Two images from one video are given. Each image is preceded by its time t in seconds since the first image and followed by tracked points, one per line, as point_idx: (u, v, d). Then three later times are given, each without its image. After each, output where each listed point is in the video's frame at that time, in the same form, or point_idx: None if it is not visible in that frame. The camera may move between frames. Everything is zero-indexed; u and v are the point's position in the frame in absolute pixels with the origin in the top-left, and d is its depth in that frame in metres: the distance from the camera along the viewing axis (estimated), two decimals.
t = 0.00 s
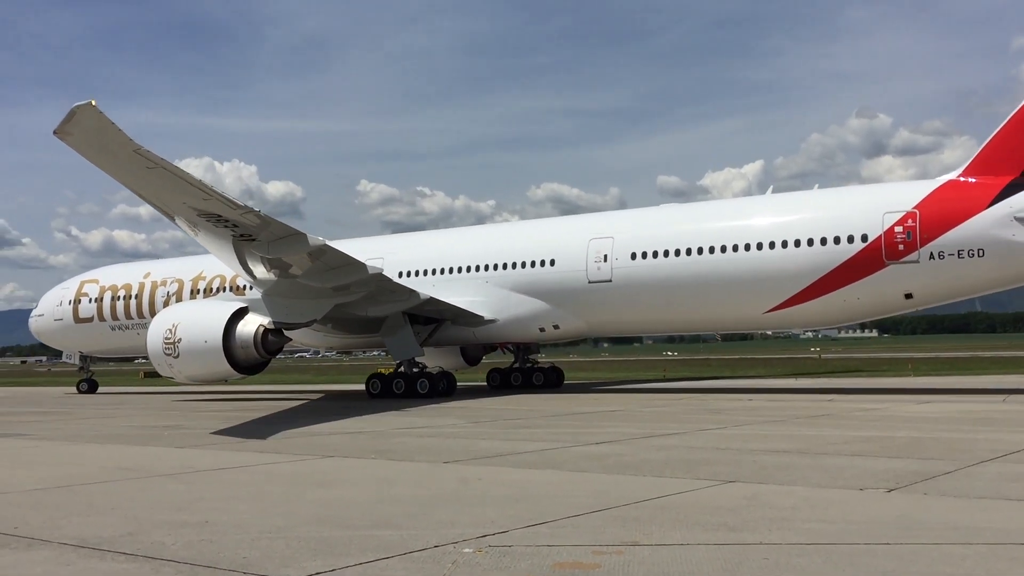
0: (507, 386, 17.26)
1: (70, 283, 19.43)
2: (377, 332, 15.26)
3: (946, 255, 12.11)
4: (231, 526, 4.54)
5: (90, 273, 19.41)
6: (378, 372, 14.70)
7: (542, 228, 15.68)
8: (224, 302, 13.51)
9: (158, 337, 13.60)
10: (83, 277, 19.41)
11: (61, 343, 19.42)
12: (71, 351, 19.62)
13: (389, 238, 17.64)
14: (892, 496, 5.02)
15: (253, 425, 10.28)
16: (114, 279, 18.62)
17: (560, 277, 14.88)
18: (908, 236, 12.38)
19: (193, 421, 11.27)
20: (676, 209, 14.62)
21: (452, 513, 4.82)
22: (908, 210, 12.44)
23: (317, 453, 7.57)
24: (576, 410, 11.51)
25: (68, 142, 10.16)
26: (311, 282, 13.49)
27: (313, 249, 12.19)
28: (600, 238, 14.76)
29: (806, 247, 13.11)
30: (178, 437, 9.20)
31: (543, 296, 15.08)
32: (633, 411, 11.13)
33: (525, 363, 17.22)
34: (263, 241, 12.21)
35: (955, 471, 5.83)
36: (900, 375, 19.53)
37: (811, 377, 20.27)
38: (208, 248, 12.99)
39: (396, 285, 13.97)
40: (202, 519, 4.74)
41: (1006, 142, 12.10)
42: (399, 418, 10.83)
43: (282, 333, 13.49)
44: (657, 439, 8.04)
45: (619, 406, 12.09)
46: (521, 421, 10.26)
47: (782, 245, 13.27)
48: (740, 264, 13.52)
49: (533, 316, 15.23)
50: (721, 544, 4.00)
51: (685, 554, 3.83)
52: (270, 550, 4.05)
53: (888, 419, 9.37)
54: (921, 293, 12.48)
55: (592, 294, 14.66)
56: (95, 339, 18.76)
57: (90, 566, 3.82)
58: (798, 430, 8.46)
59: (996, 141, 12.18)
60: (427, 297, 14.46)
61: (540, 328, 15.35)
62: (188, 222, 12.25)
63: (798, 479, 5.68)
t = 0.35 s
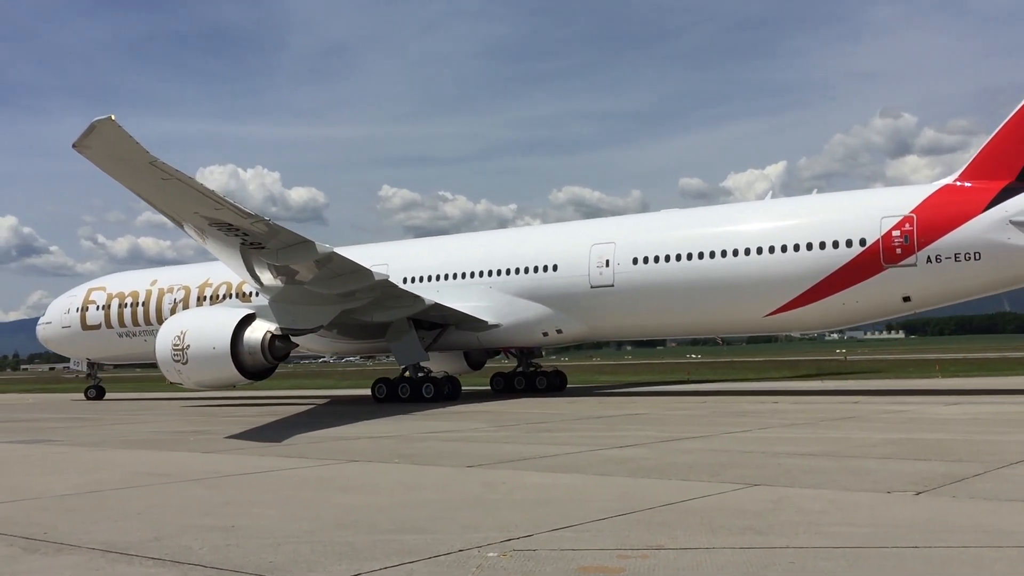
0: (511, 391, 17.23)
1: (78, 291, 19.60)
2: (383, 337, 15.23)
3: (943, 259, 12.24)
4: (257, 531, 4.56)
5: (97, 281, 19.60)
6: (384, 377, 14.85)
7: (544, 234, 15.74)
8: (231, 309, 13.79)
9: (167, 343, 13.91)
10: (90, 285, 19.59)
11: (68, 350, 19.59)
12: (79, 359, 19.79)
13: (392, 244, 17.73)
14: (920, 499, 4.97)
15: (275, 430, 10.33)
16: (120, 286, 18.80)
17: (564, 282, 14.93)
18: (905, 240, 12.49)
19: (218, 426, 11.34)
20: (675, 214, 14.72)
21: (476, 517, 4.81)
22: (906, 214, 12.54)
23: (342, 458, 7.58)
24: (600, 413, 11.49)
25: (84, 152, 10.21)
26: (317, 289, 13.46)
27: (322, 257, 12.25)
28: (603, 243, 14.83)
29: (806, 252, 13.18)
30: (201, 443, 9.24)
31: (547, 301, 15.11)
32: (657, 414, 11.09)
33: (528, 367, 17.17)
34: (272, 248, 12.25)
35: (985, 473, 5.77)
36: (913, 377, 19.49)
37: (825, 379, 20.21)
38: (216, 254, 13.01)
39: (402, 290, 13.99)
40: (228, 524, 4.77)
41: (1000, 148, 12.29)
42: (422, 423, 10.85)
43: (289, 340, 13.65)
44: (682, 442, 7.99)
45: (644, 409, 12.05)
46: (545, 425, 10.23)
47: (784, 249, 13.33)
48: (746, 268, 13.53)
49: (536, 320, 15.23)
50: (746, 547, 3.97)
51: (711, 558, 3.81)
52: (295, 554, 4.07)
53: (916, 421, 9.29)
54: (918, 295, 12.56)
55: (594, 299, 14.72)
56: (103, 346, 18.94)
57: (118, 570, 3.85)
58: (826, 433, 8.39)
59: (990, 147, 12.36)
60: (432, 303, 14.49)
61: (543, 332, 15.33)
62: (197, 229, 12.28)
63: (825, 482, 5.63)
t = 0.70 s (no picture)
0: (511, 392, 17.23)
1: (80, 295, 19.74)
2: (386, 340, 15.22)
3: (938, 261, 12.41)
4: (279, 532, 4.60)
5: (100, 284, 19.74)
6: (387, 380, 14.85)
7: (543, 238, 15.73)
8: (236, 312, 13.92)
9: (173, 347, 14.05)
10: (93, 288, 19.74)
11: (71, 353, 19.69)
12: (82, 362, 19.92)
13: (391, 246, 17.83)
14: (944, 499, 4.93)
15: (291, 431, 10.37)
16: (124, 290, 18.94)
17: (564, 285, 14.94)
18: (900, 242, 12.62)
19: (236, 428, 11.41)
20: (675, 216, 14.81)
21: (496, 518, 4.82)
22: (901, 216, 12.67)
23: (363, 460, 7.61)
24: (620, 414, 11.48)
25: (100, 160, 10.31)
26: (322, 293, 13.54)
27: (328, 260, 12.34)
28: (604, 246, 14.84)
29: (803, 253, 13.29)
30: (219, 444, 9.29)
31: (547, 302, 15.11)
32: (681, 415, 11.01)
33: (528, 368, 17.19)
34: (279, 253, 12.35)
35: (1008, 473, 5.72)
36: (922, 376, 19.43)
37: (835, 378, 20.16)
38: (222, 258, 13.08)
39: (406, 293, 14.02)
40: (250, 525, 4.81)
41: (991, 151, 12.46)
42: (441, 424, 10.85)
43: (294, 342, 13.79)
44: (703, 443, 7.95)
45: (665, 409, 12.03)
46: (564, 425, 10.21)
47: (782, 251, 13.44)
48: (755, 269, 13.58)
49: (536, 322, 15.25)
50: (767, 548, 3.96)
51: (732, 559, 3.80)
52: (316, 555, 4.09)
53: (943, 420, 9.20)
54: (913, 296, 12.73)
55: (594, 300, 14.74)
56: (105, 349, 19.05)
57: (141, 572, 3.89)
58: (848, 433, 8.33)
59: (983, 151, 12.53)
60: (434, 306, 14.50)
61: (543, 334, 15.36)
62: (204, 233, 12.36)
63: (848, 482, 5.60)
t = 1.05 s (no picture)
0: (509, 388, 17.23)
1: (80, 290, 19.84)
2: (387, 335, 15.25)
3: (930, 259, 12.48)
4: (297, 526, 4.62)
5: (99, 279, 19.85)
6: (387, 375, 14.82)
7: (541, 235, 15.72)
8: (237, 309, 14.20)
9: (174, 343, 14.30)
10: (92, 284, 19.85)
11: (69, 348, 19.78)
12: (81, 358, 20.02)
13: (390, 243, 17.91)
14: (962, 496, 4.91)
15: (303, 425, 10.41)
16: (123, 285, 19.05)
17: (563, 282, 14.95)
18: (894, 240, 12.69)
19: (252, 423, 11.47)
20: (672, 214, 14.82)
21: (512, 513, 4.82)
22: (895, 215, 12.74)
23: (380, 454, 7.64)
24: (641, 409, 11.45)
25: (116, 158, 10.33)
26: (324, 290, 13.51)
27: (333, 257, 12.40)
28: (602, 243, 14.85)
29: (799, 251, 13.31)
30: (234, 439, 9.33)
31: (546, 299, 15.13)
32: (698, 410, 10.97)
33: (526, 364, 17.21)
34: (285, 249, 12.39)
35: None
36: (929, 372, 19.30)
37: (839, 375, 20.08)
38: (224, 253, 13.04)
39: (406, 289, 14.05)
40: (268, 519, 4.83)
41: (984, 151, 12.55)
42: (456, 419, 10.86)
43: (295, 337, 14.15)
44: (720, 438, 7.90)
45: (682, 405, 11.99)
46: (579, 421, 10.20)
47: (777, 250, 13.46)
48: (760, 267, 13.51)
49: (534, 318, 15.27)
50: (784, 544, 3.95)
51: (750, 554, 3.79)
52: (332, 549, 4.11)
53: (964, 416, 9.13)
54: (907, 294, 12.81)
55: (593, 297, 14.76)
56: (104, 345, 19.16)
57: (160, 565, 3.91)
58: (865, 429, 8.29)
59: (976, 150, 12.60)
60: (435, 302, 14.53)
61: (542, 330, 15.38)
62: (210, 228, 12.37)
63: (865, 478, 5.57)
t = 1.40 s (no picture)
0: (510, 383, 17.21)
1: (83, 284, 19.99)
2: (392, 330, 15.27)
3: (928, 258, 12.48)
4: (317, 519, 4.65)
5: (103, 273, 19.99)
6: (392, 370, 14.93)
7: (544, 232, 15.69)
8: (244, 304, 14.27)
9: (181, 336, 14.38)
10: (95, 278, 19.99)
11: (73, 342, 19.91)
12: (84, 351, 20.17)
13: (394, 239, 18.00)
14: (984, 493, 4.87)
15: (318, 419, 10.45)
16: (127, 280, 19.19)
17: (565, 279, 14.92)
18: (893, 239, 12.71)
19: (274, 416, 11.52)
20: (671, 212, 14.85)
21: (532, 507, 4.83)
22: (894, 215, 12.76)
23: (400, 448, 7.66)
24: (661, 405, 11.41)
25: (139, 156, 10.40)
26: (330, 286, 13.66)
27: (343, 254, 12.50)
28: (604, 240, 14.83)
29: (800, 250, 13.31)
30: (254, 432, 9.38)
31: (549, 295, 15.09)
32: (719, 406, 10.92)
33: (527, 359, 17.21)
34: (296, 246, 12.48)
35: None
36: (939, 369, 19.18)
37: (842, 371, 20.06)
38: (234, 247, 13.14)
39: (412, 285, 14.07)
40: (288, 512, 4.86)
41: (983, 152, 12.55)
42: (476, 413, 10.86)
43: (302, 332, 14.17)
44: (739, 434, 7.87)
45: (703, 401, 11.93)
46: (600, 416, 10.17)
47: (777, 248, 13.47)
48: (767, 264, 13.50)
49: (536, 314, 15.24)
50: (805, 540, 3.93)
51: (770, 551, 3.77)
52: (351, 542, 4.14)
53: (989, 413, 9.05)
54: (905, 292, 12.82)
55: (595, 294, 14.73)
56: (108, 338, 19.30)
57: (182, 556, 3.95)
58: (889, 426, 8.23)
59: (975, 150, 12.61)
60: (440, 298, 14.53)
61: (544, 326, 15.34)
62: (222, 223, 12.45)
63: (886, 476, 5.53)
